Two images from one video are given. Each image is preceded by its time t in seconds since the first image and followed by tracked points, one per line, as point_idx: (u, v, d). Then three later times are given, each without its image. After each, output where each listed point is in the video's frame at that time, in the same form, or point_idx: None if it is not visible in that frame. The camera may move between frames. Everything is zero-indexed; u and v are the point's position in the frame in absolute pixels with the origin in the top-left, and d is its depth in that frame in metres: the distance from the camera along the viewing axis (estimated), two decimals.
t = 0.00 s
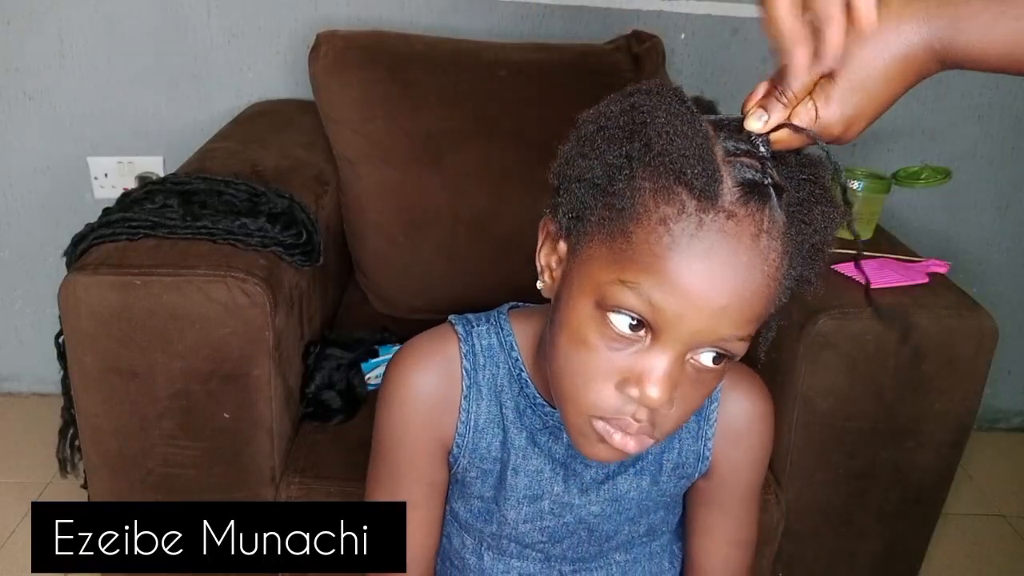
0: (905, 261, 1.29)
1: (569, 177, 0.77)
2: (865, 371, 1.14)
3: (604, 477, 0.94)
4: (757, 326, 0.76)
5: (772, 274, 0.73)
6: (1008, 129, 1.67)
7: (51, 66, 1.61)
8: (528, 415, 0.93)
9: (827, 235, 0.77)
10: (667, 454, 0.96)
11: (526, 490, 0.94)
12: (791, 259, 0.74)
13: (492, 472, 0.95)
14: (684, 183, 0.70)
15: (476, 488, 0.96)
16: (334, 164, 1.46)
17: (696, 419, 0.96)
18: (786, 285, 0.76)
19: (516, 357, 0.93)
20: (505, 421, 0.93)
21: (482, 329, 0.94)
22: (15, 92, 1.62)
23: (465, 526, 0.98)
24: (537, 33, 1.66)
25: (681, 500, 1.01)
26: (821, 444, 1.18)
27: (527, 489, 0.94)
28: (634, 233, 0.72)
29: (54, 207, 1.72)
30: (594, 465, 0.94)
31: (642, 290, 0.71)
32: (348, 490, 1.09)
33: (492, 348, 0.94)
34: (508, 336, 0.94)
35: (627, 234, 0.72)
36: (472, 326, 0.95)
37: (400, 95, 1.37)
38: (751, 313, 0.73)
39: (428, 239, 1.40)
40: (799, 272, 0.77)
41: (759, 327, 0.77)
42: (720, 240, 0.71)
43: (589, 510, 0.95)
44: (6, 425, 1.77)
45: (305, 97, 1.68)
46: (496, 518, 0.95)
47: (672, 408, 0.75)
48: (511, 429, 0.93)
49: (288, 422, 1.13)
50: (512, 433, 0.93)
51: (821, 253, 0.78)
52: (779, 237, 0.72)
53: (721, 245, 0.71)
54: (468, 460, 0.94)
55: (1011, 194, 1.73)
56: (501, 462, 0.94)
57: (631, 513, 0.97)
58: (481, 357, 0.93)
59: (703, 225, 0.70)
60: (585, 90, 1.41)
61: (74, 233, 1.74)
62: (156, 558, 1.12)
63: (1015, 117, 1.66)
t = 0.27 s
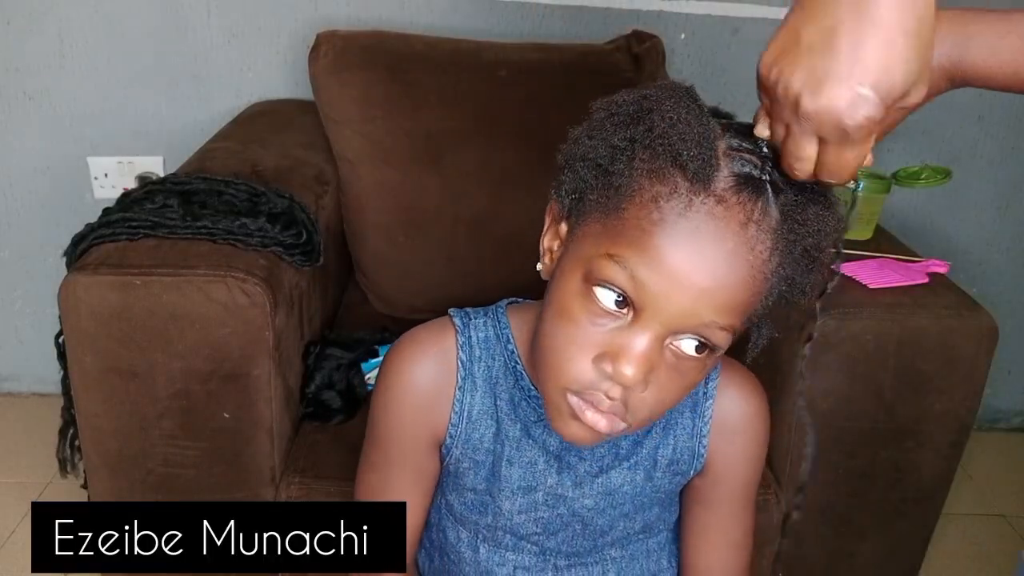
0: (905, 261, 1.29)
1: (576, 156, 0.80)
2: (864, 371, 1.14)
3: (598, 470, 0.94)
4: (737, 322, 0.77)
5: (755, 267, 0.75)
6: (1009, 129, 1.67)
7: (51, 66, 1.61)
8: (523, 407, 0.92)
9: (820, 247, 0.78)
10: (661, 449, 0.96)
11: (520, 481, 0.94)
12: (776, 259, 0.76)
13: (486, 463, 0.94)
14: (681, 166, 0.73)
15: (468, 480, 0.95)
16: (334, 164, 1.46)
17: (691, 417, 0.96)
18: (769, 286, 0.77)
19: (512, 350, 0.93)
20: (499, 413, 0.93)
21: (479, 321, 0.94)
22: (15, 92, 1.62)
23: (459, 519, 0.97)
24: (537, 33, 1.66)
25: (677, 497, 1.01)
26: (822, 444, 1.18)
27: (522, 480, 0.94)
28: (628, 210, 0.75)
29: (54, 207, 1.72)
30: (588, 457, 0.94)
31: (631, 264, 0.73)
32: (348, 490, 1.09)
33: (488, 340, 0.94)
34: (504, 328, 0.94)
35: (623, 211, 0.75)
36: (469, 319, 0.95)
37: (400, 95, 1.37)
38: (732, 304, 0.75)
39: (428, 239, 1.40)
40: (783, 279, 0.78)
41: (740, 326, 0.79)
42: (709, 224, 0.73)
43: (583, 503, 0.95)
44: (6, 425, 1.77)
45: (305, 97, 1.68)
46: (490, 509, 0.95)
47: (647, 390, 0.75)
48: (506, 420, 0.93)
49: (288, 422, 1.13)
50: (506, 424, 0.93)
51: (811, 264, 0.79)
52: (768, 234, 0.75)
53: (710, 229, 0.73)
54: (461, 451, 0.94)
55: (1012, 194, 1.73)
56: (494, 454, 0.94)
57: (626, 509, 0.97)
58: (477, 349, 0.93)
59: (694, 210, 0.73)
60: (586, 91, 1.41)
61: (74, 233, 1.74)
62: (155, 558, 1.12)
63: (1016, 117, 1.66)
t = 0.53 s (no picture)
0: (905, 260, 1.29)
1: (625, 143, 0.83)
2: (864, 371, 1.14)
3: (601, 469, 0.95)
4: (753, 327, 0.77)
5: (780, 273, 0.76)
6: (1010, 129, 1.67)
7: (51, 66, 1.61)
8: (528, 406, 0.92)
9: (844, 267, 0.80)
10: (664, 448, 0.96)
11: (523, 480, 0.94)
12: (800, 270, 0.77)
13: (488, 461, 0.95)
14: (726, 162, 0.76)
15: (471, 478, 0.96)
16: (334, 164, 1.46)
17: (695, 414, 0.96)
18: (788, 297, 0.78)
19: (519, 348, 0.92)
20: (503, 411, 0.93)
21: (487, 319, 0.94)
22: (15, 92, 1.62)
23: (462, 516, 0.98)
24: (537, 33, 1.66)
25: (679, 496, 1.01)
26: (822, 444, 1.18)
27: (524, 479, 0.94)
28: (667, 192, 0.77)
29: (53, 207, 1.72)
30: (592, 456, 0.94)
31: (664, 242, 0.74)
32: (348, 490, 1.09)
33: (494, 338, 0.93)
34: (511, 326, 0.93)
35: (662, 195, 0.77)
36: (477, 315, 0.94)
37: (400, 95, 1.38)
38: (752, 305, 0.75)
39: (428, 239, 1.40)
40: (802, 294, 0.79)
41: (755, 335, 0.79)
42: (743, 219, 0.74)
43: (584, 502, 0.96)
44: (5, 425, 1.77)
45: (305, 97, 1.68)
46: (492, 507, 0.96)
47: (654, 372, 0.75)
48: (509, 419, 0.93)
49: (288, 422, 1.13)
50: (509, 422, 0.93)
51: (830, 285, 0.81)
52: (797, 243, 0.76)
53: (744, 222, 0.74)
54: (465, 448, 0.94)
55: (1012, 194, 1.73)
56: (497, 452, 0.94)
57: (626, 508, 0.97)
58: (483, 346, 0.93)
59: (733, 201, 0.75)
60: (586, 91, 1.41)
61: (73, 233, 1.74)
62: (155, 558, 1.12)
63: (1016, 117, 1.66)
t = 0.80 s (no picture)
0: (905, 260, 1.29)
1: (632, 135, 0.83)
2: (864, 371, 1.14)
3: (590, 465, 0.95)
4: (748, 322, 0.78)
5: (778, 269, 0.76)
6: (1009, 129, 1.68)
7: (51, 66, 1.61)
8: (517, 401, 0.93)
9: (842, 271, 0.79)
10: (651, 442, 0.97)
11: (511, 476, 0.94)
12: (798, 269, 0.77)
13: (477, 457, 0.95)
14: (730, 158, 0.76)
15: (460, 473, 0.96)
16: (334, 164, 1.46)
17: (684, 408, 0.96)
18: (785, 296, 0.78)
19: (509, 344, 0.93)
20: (492, 406, 0.94)
21: (478, 315, 0.94)
22: (15, 92, 1.62)
23: (453, 512, 0.98)
24: (537, 33, 1.66)
25: (670, 491, 1.01)
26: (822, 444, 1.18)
27: (512, 475, 0.94)
28: (668, 182, 0.77)
29: (53, 207, 1.72)
30: (581, 453, 0.94)
31: (663, 231, 0.75)
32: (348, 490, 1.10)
33: (485, 333, 0.94)
34: (502, 322, 0.94)
35: (665, 186, 0.77)
36: (468, 311, 0.95)
37: (400, 95, 1.38)
38: (748, 298, 0.76)
39: (428, 239, 1.40)
40: (799, 295, 0.79)
41: (749, 329, 0.80)
42: (743, 212, 0.75)
43: (573, 498, 0.96)
44: (5, 425, 1.77)
45: (305, 97, 1.68)
46: (482, 502, 0.96)
47: (646, 358, 0.75)
48: (498, 414, 0.93)
49: (288, 422, 1.13)
50: (498, 418, 0.93)
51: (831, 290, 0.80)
52: (797, 243, 0.76)
53: (743, 214, 0.75)
54: (454, 444, 0.95)
55: (1012, 194, 1.73)
56: (486, 447, 0.94)
57: (615, 504, 0.98)
58: (474, 342, 0.93)
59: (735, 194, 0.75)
60: (586, 91, 1.41)
61: (73, 233, 1.74)
62: (155, 558, 1.11)
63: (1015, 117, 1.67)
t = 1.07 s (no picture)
0: (906, 261, 1.28)
1: (618, 138, 0.84)
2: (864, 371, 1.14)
3: (584, 463, 0.96)
4: (734, 324, 0.78)
5: (763, 269, 0.77)
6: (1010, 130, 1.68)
7: (51, 66, 1.61)
8: (511, 400, 0.93)
9: (831, 268, 0.80)
10: (644, 437, 0.97)
11: (506, 475, 0.95)
12: (783, 268, 0.78)
13: (472, 456, 0.95)
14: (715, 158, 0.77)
15: (456, 472, 0.96)
16: (334, 164, 1.46)
17: (676, 402, 0.96)
18: (771, 296, 0.79)
19: (503, 343, 0.93)
20: (486, 405, 0.94)
21: (471, 314, 0.95)
22: (15, 92, 1.62)
23: (450, 511, 0.98)
24: (537, 33, 1.66)
25: (666, 486, 1.00)
26: (822, 444, 1.18)
27: (507, 474, 0.95)
28: (653, 185, 0.78)
29: (53, 207, 1.72)
30: (575, 450, 0.95)
31: (648, 232, 0.75)
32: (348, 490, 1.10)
33: (479, 332, 0.94)
34: (496, 322, 0.94)
35: (650, 188, 0.78)
36: (462, 310, 0.95)
37: (400, 94, 1.38)
38: (733, 300, 0.77)
39: (428, 239, 1.40)
40: (786, 294, 0.80)
41: (736, 331, 0.80)
42: (728, 212, 0.76)
43: (567, 496, 0.96)
44: (6, 425, 1.77)
45: (305, 97, 1.68)
46: (478, 501, 0.96)
47: (632, 362, 0.75)
48: (492, 412, 0.94)
49: (288, 422, 1.13)
50: (492, 417, 0.94)
51: (818, 287, 0.81)
52: (782, 242, 0.77)
53: (727, 216, 0.75)
54: (449, 443, 0.95)
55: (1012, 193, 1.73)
56: (480, 446, 0.95)
57: (609, 501, 0.97)
58: (467, 341, 0.94)
59: (718, 195, 0.76)
60: (586, 91, 1.41)
61: (73, 233, 1.74)
62: (156, 558, 1.12)
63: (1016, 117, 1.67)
